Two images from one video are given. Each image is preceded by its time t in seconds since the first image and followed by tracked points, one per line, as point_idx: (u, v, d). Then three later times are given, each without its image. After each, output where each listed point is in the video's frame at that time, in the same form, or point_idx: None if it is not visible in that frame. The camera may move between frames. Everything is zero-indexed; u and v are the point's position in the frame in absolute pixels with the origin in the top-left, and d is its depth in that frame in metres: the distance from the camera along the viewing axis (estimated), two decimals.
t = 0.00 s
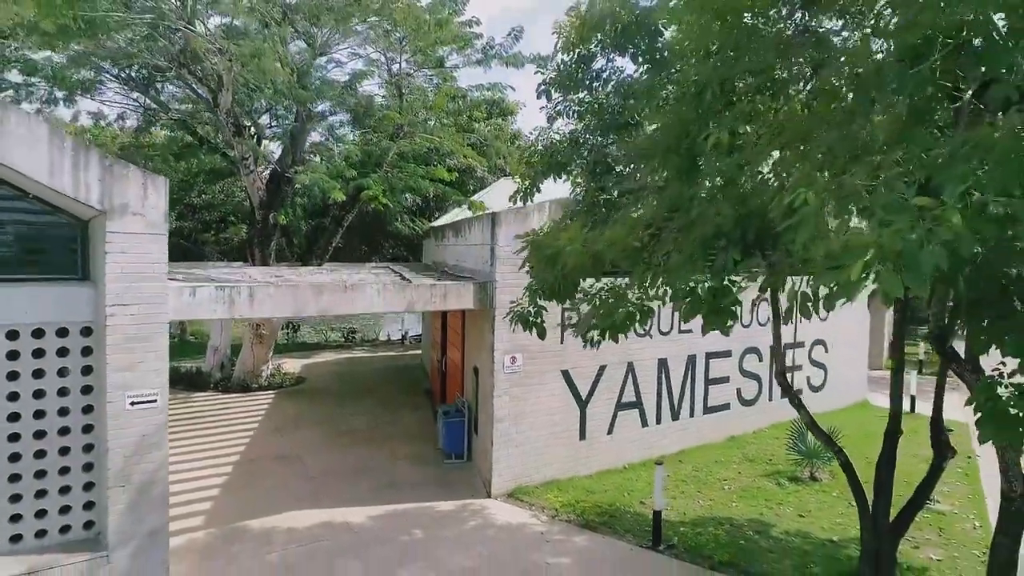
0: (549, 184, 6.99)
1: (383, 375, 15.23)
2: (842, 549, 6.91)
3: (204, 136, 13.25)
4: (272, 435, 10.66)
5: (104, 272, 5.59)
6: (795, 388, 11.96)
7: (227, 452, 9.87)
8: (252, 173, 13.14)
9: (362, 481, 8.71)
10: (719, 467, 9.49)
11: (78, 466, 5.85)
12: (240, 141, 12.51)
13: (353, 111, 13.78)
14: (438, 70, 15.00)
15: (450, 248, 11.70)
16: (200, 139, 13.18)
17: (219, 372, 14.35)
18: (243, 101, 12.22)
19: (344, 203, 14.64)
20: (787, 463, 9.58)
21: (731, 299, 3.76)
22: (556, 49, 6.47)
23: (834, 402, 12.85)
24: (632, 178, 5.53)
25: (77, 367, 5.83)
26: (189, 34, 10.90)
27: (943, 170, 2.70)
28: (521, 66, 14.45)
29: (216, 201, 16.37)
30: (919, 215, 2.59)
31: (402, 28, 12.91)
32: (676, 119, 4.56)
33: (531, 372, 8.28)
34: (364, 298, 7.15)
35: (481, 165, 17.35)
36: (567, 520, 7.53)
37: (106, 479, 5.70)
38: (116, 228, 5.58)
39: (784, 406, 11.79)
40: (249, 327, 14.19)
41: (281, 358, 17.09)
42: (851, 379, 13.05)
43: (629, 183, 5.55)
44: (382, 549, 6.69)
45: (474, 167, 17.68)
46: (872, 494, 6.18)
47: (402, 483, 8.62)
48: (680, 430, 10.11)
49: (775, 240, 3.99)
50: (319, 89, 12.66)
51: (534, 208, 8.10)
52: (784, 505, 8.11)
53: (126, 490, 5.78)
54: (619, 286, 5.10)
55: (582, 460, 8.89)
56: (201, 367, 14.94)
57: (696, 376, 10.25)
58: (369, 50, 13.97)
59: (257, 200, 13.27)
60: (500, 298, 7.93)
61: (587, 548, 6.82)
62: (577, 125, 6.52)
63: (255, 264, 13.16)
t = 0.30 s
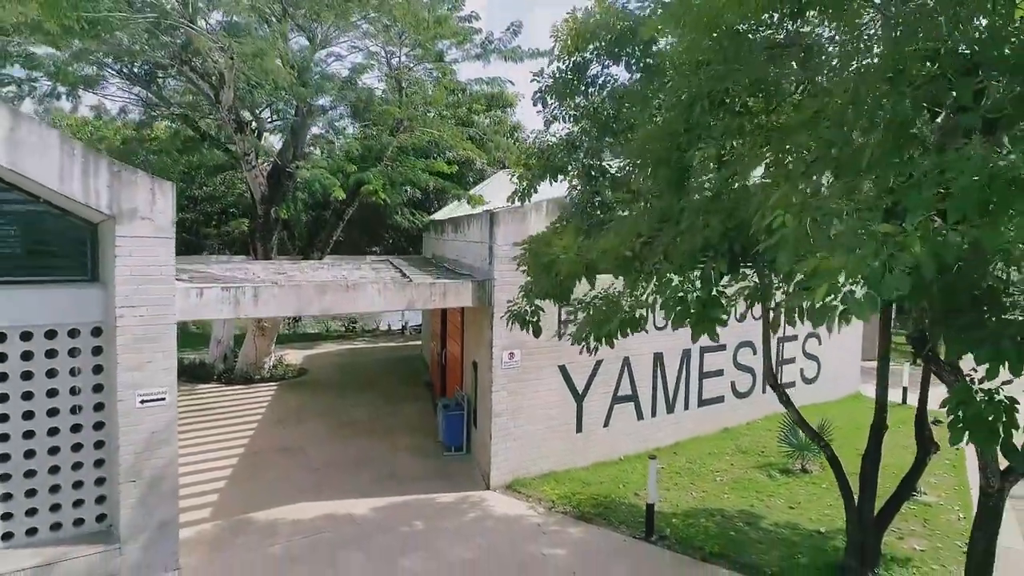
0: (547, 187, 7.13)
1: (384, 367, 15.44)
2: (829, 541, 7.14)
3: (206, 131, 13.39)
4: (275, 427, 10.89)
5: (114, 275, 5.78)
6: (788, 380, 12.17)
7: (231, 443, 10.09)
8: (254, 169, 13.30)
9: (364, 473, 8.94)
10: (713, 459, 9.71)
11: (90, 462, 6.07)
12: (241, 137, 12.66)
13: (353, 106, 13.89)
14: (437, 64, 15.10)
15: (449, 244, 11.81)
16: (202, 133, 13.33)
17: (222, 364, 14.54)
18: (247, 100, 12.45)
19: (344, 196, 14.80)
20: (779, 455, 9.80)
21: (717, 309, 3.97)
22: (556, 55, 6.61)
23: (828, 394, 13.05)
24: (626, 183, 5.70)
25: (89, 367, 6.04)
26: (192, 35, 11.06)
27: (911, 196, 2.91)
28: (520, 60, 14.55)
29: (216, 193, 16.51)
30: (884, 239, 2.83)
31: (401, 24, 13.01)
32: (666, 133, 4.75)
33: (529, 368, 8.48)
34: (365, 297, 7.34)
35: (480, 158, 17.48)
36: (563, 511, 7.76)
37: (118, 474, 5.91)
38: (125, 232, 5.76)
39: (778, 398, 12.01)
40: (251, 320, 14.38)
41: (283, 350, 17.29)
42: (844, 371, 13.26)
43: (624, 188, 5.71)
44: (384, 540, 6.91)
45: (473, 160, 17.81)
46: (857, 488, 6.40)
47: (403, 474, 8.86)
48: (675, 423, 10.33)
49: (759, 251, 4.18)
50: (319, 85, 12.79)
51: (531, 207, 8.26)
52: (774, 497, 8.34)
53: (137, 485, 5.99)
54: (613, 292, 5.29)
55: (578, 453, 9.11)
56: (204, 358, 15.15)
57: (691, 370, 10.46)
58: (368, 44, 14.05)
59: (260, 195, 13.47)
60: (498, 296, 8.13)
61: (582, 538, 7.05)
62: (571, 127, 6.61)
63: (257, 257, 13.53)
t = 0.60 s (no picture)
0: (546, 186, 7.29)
1: (385, 356, 15.65)
2: (818, 530, 7.38)
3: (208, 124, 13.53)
4: (280, 418, 11.11)
5: (125, 276, 5.96)
6: (783, 371, 12.38)
7: (237, 434, 10.32)
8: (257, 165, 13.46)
9: (368, 463, 9.16)
10: (708, 449, 9.93)
11: (104, 456, 6.30)
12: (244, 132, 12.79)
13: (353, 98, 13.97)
14: (437, 56, 15.16)
15: (449, 237, 11.97)
16: (204, 127, 13.46)
17: (226, 354, 14.75)
18: (250, 94, 12.61)
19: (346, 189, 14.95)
20: (772, 446, 10.03)
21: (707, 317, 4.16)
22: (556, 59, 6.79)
23: (822, 384, 13.27)
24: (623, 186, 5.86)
25: (101, 364, 6.25)
26: (195, 33, 11.20)
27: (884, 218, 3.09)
28: (519, 53, 14.63)
29: (218, 184, 16.65)
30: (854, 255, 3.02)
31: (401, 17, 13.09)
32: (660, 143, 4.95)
33: (528, 362, 8.68)
34: (368, 295, 7.52)
35: (481, 149, 17.58)
36: (561, 502, 7.99)
37: (131, 468, 6.13)
38: (135, 235, 5.93)
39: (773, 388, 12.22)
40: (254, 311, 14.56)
41: (285, 340, 17.49)
42: (838, 362, 13.46)
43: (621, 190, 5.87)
44: (387, 530, 7.15)
45: (473, 151, 17.91)
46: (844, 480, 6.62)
47: (405, 465, 9.08)
48: (671, 414, 10.55)
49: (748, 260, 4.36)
50: (320, 79, 12.87)
51: (530, 205, 8.43)
52: (766, 487, 8.57)
53: (150, 478, 6.21)
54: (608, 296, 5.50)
55: (576, 444, 9.33)
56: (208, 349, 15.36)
57: (687, 362, 10.66)
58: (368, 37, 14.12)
59: (261, 188, 13.74)
60: (498, 292, 8.31)
61: (579, 529, 7.28)
62: (569, 129, 6.75)
63: (259, 250, 13.92)
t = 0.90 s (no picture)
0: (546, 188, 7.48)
1: (387, 347, 15.87)
2: (808, 520, 7.64)
3: (211, 118, 13.67)
4: (286, 409, 11.34)
5: (140, 278, 6.17)
6: (778, 363, 12.62)
7: (245, 425, 10.56)
8: (261, 159, 13.64)
9: (372, 455, 9.41)
10: (703, 440, 10.18)
11: (119, 450, 6.55)
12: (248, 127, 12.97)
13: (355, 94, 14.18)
14: (437, 49, 15.29)
15: (450, 231, 12.29)
16: (207, 121, 13.63)
17: (231, 345, 14.95)
18: (254, 87, 12.72)
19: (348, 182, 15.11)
20: (765, 437, 10.27)
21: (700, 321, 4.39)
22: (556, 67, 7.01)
23: (817, 375, 13.50)
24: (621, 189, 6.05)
25: (116, 363, 6.49)
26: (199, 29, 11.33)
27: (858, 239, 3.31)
28: (519, 47, 14.76)
29: (221, 176, 16.80)
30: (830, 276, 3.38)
31: (402, 12, 13.20)
32: (654, 152, 5.15)
33: (528, 356, 8.91)
34: (372, 293, 7.74)
35: (481, 141, 17.73)
36: (560, 492, 8.25)
37: (146, 462, 6.37)
38: (148, 238, 6.13)
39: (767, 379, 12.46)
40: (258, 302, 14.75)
41: (288, 330, 17.71)
42: (832, 353, 13.72)
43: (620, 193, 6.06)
44: (392, 520, 7.41)
45: (474, 142, 18.05)
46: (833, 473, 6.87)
47: (408, 456, 9.32)
48: (668, 405, 10.79)
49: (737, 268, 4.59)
50: (322, 73, 12.87)
51: (530, 203, 8.60)
52: (759, 477, 8.83)
53: (164, 471, 6.45)
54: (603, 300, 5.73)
55: (575, 435, 9.58)
56: (213, 339, 15.58)
57: (684, 355, 10.89)
58: (368, 30, 14.22)
59: (266, 183, 13.88)
60: (499, 289, 8.52)
61: (577, 519, 7.54)
62: (568, 131, 6.91)
63: (263, 243, 13.97)
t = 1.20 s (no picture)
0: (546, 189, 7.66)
1: (389, 338, 16.08)
2: (798, 511, 7.90)
3: (215, 113, 13.81)
4: (290, 401, 11.57)
5: (152, 279, 6.38)
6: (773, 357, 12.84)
7: (251, 417, 10.79)
8: (264, 155, 13.80)
9: (376, 447, 9.64)
10: (699, 432, 10.41)
11: (134, 444, 6.80)
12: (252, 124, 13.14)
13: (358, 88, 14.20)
14: (438, 44, 15.40)
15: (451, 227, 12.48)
16: (211, 115, 13.77)
17: (235, 337, 15.16)
18: (258, 82, 12.86)
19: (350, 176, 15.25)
20: (759, 429, 10.50)
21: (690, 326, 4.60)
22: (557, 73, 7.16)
23: (813, 366, 13.73)
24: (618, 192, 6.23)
25: (130, 361, 6.73)
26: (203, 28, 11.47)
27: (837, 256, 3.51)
28: (519, 42, 14.88)
29: (224, 169, 16.96)
30: (811, 290, 3.66)
31: (404, 8, 13.31)
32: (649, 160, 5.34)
33: (528, 352, 9.13)
34: (376, 292, 7.95)
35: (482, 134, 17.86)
36: (559, 484, 8.50)
37: (160, 457, 6.61)
38: (160, 241, 6.34)
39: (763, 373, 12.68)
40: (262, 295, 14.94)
41: (291, 321, 17.92)
42: (828, 347, 13.93)
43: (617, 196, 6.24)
44: (396, 512, 7.66)
45: (475, 136, 18.18)
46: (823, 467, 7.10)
47: (411, 448, 9.56)
48: (665, 398, 11.02)
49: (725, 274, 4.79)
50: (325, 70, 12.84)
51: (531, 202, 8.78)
52: (753, 469, 9.07)
53: (177, 466, 6.69)
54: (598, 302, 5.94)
55: (573, 428, 9.81)
56: (217, 331, 15.79)
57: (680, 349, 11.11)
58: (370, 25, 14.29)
59: (269, 177, 14.00)
60: (500, 286, 8.72)
61: (575, 510, 7.79)
62: (566, 134, 7.08)
63: (267, 237, 14.16)
